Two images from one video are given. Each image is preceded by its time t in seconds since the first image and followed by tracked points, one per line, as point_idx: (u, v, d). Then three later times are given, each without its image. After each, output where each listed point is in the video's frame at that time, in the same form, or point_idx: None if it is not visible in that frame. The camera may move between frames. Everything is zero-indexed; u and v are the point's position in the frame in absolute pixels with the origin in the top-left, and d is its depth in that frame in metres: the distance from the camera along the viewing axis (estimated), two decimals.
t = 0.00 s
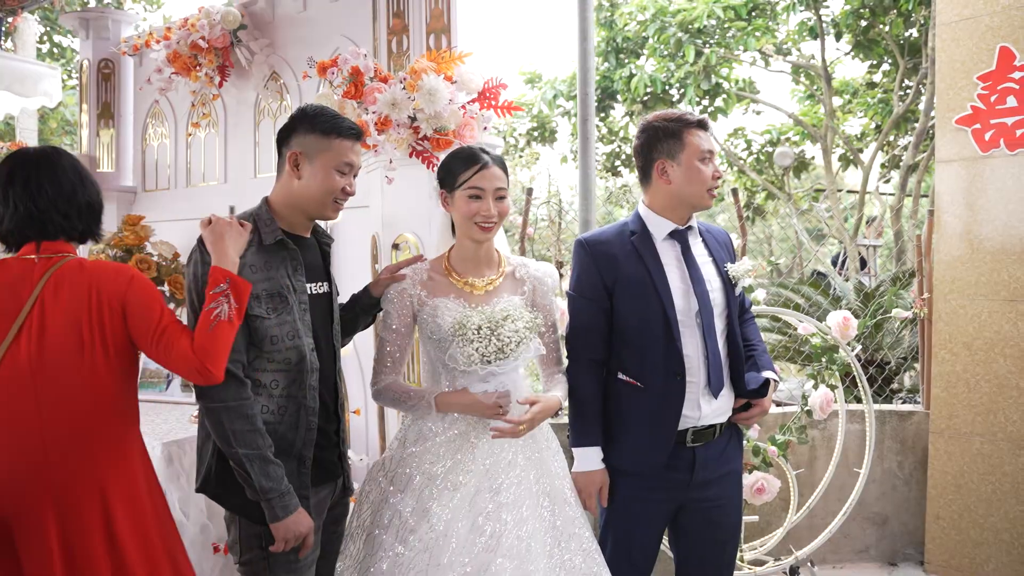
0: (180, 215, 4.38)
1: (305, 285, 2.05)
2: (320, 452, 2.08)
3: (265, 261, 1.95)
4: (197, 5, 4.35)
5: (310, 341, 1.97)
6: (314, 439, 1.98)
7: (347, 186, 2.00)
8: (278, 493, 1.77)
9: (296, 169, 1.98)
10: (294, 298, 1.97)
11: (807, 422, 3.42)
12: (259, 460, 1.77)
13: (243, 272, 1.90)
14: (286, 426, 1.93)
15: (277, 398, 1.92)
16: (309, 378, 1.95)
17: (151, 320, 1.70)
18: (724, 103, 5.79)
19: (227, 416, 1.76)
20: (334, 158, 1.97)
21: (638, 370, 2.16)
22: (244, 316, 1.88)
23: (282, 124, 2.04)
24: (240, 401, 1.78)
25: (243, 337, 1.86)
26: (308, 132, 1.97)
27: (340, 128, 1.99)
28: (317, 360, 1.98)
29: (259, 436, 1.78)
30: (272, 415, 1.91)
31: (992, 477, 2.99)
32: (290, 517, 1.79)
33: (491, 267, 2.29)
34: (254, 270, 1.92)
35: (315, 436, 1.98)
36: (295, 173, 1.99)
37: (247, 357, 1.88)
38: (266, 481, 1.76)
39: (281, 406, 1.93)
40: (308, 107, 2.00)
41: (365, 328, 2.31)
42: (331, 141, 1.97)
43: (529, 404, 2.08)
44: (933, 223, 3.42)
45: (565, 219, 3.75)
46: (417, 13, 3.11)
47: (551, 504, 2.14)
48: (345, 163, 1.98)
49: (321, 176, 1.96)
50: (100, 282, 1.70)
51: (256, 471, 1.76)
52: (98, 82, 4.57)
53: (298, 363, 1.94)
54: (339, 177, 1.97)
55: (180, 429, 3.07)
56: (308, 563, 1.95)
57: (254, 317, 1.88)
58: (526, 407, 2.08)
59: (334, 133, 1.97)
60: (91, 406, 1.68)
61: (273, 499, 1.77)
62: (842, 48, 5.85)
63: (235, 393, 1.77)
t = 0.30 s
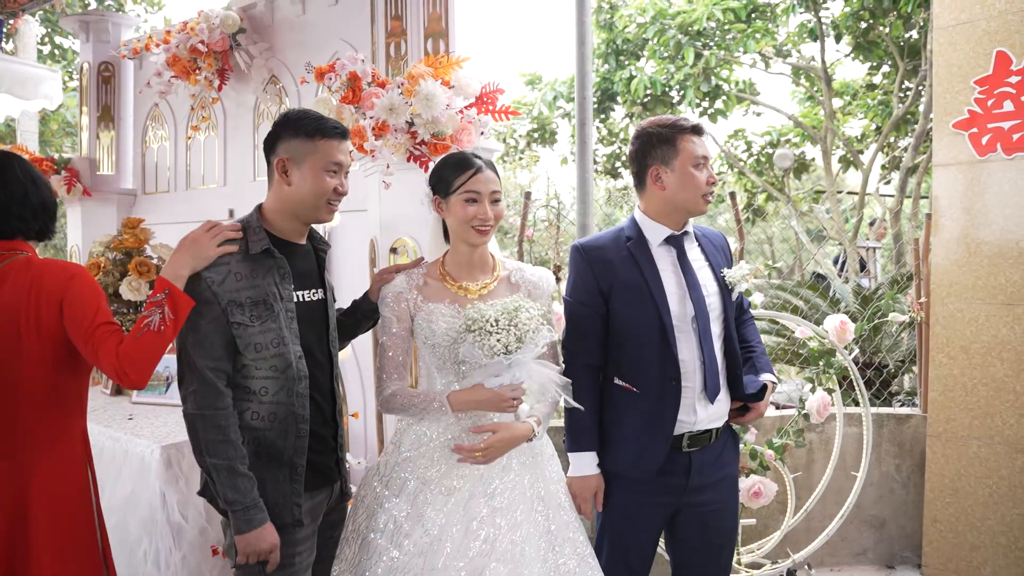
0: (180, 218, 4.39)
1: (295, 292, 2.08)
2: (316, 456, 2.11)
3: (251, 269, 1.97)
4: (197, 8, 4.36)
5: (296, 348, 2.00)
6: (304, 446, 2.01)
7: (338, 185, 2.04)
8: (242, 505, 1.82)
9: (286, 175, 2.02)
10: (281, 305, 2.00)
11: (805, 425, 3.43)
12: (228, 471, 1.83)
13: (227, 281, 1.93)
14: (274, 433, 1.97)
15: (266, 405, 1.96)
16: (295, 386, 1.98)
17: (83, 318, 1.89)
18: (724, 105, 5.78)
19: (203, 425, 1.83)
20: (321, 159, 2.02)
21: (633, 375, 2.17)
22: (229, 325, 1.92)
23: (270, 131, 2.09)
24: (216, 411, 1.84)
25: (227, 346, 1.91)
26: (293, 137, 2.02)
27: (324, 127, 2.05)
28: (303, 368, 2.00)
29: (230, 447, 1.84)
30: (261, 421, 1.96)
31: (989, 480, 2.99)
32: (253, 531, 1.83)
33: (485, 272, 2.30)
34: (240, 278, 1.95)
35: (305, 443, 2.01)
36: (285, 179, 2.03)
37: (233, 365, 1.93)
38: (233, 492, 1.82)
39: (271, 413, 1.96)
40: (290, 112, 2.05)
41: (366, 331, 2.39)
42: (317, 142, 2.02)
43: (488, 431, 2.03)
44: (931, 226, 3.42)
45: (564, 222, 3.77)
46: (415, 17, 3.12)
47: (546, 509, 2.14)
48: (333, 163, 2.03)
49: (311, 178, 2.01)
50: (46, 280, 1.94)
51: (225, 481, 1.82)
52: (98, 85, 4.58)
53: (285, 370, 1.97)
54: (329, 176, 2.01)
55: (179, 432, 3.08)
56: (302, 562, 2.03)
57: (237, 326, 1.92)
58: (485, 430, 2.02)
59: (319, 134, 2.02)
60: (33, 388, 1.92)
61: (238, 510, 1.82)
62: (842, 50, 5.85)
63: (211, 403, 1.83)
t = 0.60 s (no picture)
0: (181, 220, 4.38)
1: (292, 296, 2.07)
2: (314, 460, 2.11)
3: (248, 274, 1.96)
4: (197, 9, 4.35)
5: (293, 354, 1.99)
6: (301, 453, 2.00)
7: (337, 186, 2.04)
8: (236, 513, 1.83)
9: (284, 177, 2.02)
10: (278, 311, 1.99)
11: (807, 429, 3.42)
12: (221, 479, 1.83)
13: (224, 286, 1.92)
14: (270, 440, 1.96)
15: (262, 411, 1.95)
16: (291, 392, 1.97)
17: (64, 331, 1.96)
18: (726, 106, 5.76)
19: (198, 433, 1.83)
20: (319, 159, 2.01)
21: (635, 380, 2.16)
22: (225, 332, 1.91)
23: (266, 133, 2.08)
24: (212, 419, 1.84)
25: (223, 352, 1.91)
26: (290, 139, 2.01)
27: (320, 128, 2.05)
28: (300, 373, 1.99)
29: (225, 455, 1.84)
30: (258, 428, 1.95)
31: (993, 484, 2.98)
32: (247, 539, 1.84)
33: (483, 275, 2.30)
34: (236, 284, 1.94)
35: (302, 450, 2.00)
36: (283, 181, 2.02)
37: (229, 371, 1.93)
38: (225, 501, 1.82)
39: (268, 419, 1.96)
40: (287, 115, 2.05)
41: (365, 338, 2.40)
42: (314, 144, 2.02)
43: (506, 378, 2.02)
44: (934, 228, 3.41)
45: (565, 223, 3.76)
46: (416, 19, 3.11)
47: (546, 514, 2.12)
48: (332, 163, 2.03)
49: (309, 179, 2.00)
50: (26, 291, 1.99)
51: (218, 489, 1.83)
52: (99, 86, 4.57)
53: (281, 377, 1.96)
54: (328, 177, 2.01)
55: (179, 435, 3.07)
56: (301, 567, 2.02)
57: (234, 332, 1.91)
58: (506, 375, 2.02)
59: (315, 134, 2.02)
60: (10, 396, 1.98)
61: (231, 519, 1.83)
62: (844, 51, 5.82)
63: (206, 411, 1.84)
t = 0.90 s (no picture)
0: (181, 220, 4.36)
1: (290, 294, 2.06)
2: (311, 461, 2.09)
3: (245, 271, 1.95)
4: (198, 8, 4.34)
5: (288, 352, 1.97)
6: (297, 454, 1.98)
7: (331, 181, 2.03)
8: (232, 515, 1.80)
9: (277, 176, 2.00)
10: (276, 308, 1.97)
11: (811, 430, 3.40)
12: (217, 480, 1.81)
13: (223, 281, 1.91)
14: (266, 441, 1.94)
15: (258, 412, 1.93)
16: (287, 391, 1.95)
17: (70, 340, 2.08)
18: (729, 106, 5.73)
19: (194, 433, 1.81)
20: (311, 155, 2.00)
21: (638, 381, 2.14)
22: (222, 329, 1.90)
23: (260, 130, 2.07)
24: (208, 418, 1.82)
25: (219, 350, 1.89)
26: (280, 136, 2.00)
27: (312, 123, 2.03)
28: (295, 372, 1.97)
29: (221, 456, 1.82)
30: (253, 428, 1.93)
31: (999, 487, 2.95)
32: (242, 541, 1.81)
33: (482, 274, 2.28)
34: (233, 280, 1.92)
35: (298, 451, 1.98)
36: (276, 179, 2.01)
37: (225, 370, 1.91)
38: (221, 502, 1.80)
39: (263, 420, 1.94)
40: (277, 112, 2.03)
41: (364, 340, 2.37)
42: (306, 139, 2.00)
43: (525, 363, 1.96)
44: (940, 228, 3.38)
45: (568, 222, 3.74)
46: (417, 17, 3.09)
47: (547, 516, 2.10)
48: (324, 159, 2.02)
49: (303, 176, 1.99)
50: (32, 298, 2.10)
51: (214, 490, 1.81)
52: (100, 85, 4.55)
53: (277, 376, 1.94)
54: (321, 172, 2.00)
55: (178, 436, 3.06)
56: (299, 569, 2.00)
57: (232, 329, 1.90)
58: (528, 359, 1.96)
59: (307, 130, 2.01)
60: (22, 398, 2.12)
61: (227, 521, 1.81)
62: (848, 50, 5.79)
63: (202, 411, 1.82)
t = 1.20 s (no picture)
0: (183, 219, 4.35)
1: (296, 296, 2.07)
2: (314, 465, 2.08)
3: (254, 273, 1.95)
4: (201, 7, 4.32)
5: (295, 356, 1.98)
6: (303, 457, 1.98)
7: (334, 180, 2.01)
8: (244, 521, 1.78)
9: (280, 175, 1.99)
10: (284, 310, 1.98)
11: (816, 431, 3.38)
12: (228, 486, 1.79)
13: (233, 283, 1.90)
14: (273, 445, 1.95)
15: (264, 416, 1.93)
16: (294, 394, 1.96)
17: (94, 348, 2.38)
18: (732, 105, 5.70)
19: (204, 438, 1.79)
20: (314, 154, 1.99)
21: (641, 384, 2.12)
22: (231, 331, 1.89)
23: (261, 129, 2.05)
24: (218, 423, 1.80)
25: (228, 353, 1.88)
26: (283, 135, 1.99)
27: (315, 122, 2.02)
28: (302, 375, 1.98)
29: (232, 461, 1.80)
30: (259, 432, 1.93)
31: (1007, 490, 2.93)
32: (253, 548, 1.80)
33: (481, 275, 2.27)
34: (242, 282, 1.92)
35: (303, 454, 1.98)
36: (279, 178, 1.99)
37: (232, 373, 1.90)
38: (233, 508, 1.78)
39: (269, 423, 1.94)
40: (279, 111, 2.02)
41: (365, 341, 2.35)
42: (309, 137, 1.99)
43: (516, 352, 1.99)
44: (946, 228, 3.36)
45: (572, 222, 3.72)
46: (420, 15, 3.07)
47: (548, 518, 2.08)
48: (327, 157, 2.01)
49: (306, 175, 1.98)
50: (63, 303, 2.32)
51: (225, 497, 1.79)
52: (102, 84, 4.55)
53: (284, 379, 1.95)
54: (325, 171, 1.99)
55: (179, 437, 3.05)
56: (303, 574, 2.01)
57: (242, 332, 1.89)
58: (519, 349, 2.00)
59: (310, 128, 2.00)
60: (51, 397, 2.34)
61: (238, 527, 1.78)
62: (853, 49, 5.76)
63: (213, 416, 1.79)
